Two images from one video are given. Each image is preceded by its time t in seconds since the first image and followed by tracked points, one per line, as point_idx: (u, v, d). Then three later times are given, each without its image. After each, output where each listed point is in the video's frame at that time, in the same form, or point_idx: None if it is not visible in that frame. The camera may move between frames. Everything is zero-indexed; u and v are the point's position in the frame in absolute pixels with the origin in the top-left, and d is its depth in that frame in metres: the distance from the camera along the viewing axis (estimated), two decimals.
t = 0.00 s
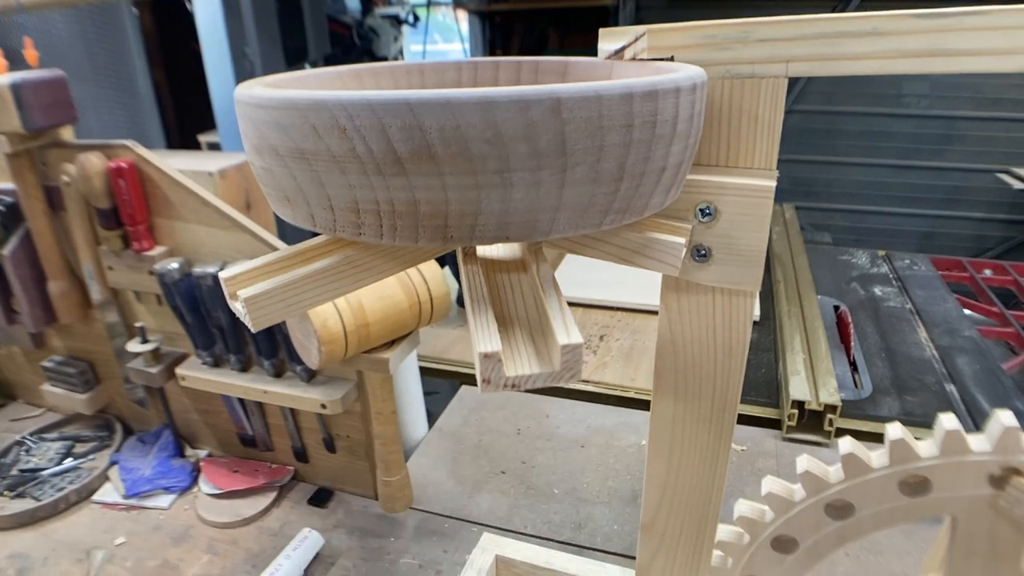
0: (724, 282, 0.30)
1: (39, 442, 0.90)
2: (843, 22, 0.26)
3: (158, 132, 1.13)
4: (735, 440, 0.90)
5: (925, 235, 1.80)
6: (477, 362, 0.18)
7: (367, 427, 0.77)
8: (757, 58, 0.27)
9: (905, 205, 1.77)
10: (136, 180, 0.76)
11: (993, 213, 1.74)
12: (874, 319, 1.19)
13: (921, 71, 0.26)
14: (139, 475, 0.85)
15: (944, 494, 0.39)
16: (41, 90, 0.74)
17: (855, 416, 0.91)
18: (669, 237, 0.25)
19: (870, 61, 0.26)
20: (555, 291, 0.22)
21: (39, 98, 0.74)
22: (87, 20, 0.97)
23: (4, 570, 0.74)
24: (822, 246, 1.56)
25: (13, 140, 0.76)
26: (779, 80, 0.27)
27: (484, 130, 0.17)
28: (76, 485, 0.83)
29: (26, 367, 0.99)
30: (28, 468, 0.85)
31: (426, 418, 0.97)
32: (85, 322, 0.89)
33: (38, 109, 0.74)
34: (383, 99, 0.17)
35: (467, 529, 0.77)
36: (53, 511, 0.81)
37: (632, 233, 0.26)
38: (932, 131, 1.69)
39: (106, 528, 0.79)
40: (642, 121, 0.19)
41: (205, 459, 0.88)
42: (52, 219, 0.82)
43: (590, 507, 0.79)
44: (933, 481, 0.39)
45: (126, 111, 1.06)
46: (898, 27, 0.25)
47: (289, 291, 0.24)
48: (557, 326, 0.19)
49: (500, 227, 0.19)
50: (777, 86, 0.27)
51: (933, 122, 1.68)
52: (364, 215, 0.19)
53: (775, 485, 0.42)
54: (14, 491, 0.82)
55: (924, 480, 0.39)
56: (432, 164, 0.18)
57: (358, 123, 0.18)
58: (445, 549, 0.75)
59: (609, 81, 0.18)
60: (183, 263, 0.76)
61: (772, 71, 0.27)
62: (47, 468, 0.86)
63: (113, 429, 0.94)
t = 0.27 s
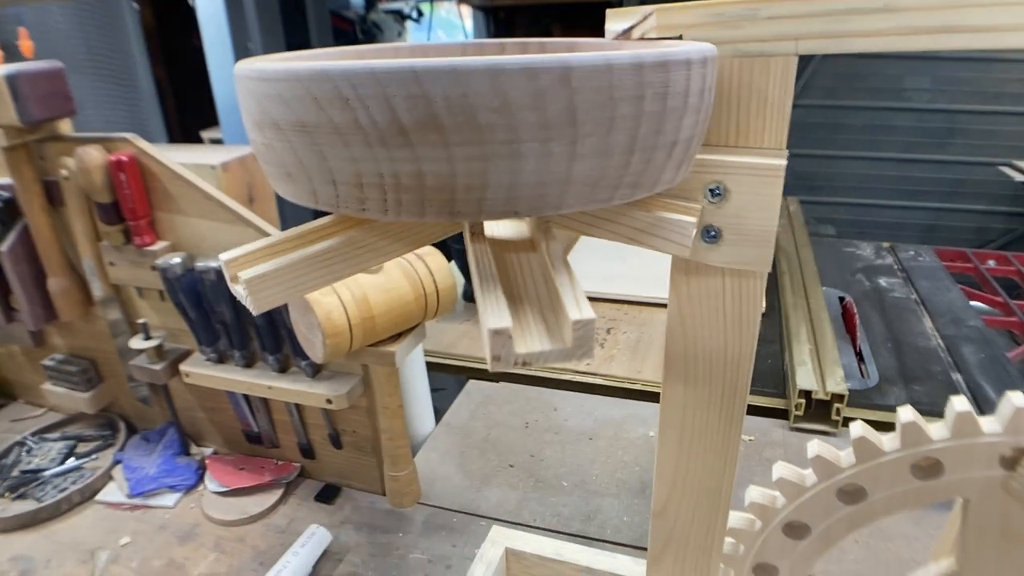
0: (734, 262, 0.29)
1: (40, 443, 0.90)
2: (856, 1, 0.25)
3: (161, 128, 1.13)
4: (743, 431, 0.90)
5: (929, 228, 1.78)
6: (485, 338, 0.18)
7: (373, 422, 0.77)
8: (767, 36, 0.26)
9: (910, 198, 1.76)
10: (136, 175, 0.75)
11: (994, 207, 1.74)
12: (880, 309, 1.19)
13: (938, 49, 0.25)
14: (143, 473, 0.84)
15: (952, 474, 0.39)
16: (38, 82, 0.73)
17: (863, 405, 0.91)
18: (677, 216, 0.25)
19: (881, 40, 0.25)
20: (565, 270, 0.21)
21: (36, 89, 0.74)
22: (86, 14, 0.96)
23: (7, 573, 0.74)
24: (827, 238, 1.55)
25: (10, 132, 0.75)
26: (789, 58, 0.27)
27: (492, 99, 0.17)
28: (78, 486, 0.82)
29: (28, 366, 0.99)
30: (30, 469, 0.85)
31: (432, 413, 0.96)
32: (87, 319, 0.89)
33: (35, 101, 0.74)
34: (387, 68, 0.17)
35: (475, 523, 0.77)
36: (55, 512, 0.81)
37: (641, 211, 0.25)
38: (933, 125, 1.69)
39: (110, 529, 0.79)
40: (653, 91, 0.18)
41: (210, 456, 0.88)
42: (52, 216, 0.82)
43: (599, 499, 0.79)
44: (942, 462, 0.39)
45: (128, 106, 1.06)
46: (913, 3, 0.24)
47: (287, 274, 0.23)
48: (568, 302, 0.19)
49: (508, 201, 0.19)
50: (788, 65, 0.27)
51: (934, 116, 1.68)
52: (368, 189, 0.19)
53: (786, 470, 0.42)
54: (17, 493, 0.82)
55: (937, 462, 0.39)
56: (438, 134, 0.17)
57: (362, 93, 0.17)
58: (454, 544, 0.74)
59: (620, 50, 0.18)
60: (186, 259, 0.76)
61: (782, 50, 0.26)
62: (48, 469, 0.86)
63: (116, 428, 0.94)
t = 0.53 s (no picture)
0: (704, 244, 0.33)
1: (27, 429, 0.91)
2: (812, 4, 0.28)
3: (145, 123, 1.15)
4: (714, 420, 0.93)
5: (902, 227, 1.86)
6: (487, 298, 0.21)
7: (357, 408, 0.79)
8: (733, 38, 0.29)
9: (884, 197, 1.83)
10: (129, 168, 0.77)
11: (965, 206, 1.80)
12: (849, 305, 1.24)
13: (876, 49, 0.29)
14: (129, 459, 0.86)
15: (909, 447, 0.43)
16: (34, 78, 0.75)
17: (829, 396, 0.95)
18: (651, 200, 0.28)
19: (836, 41, 0.29)
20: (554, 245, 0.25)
21: (33, 85, 0.75)
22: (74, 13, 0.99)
23: None
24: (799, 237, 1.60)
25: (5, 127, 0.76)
26: (753, 59, 0.30)
27: (496, 92, 0.20)
28: (66, 471, 0.83)
29: (13, 355, 0.99)
30: (17, 454, 0.85)
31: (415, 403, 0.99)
32: (74, 309, 0.90)
33: (32, 97, 0.75)
34: (406, 65, 0.19)
35: (456, 508, 0.80)
36: (43, 496, 0.82)
37: (620, 196, 0.28)
38: (907, 124, 1.74)
39: (97, 512, 0.80)
40: (632, 86, 0.21)
41: (196, 444, 0.89)
42: (43, 207, 0.83)
43: (575, 486, 0.82)
44: (900, 436, 0.42)
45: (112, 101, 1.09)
46: (862, 9, 0.28)
47: (307, 247, 0.26)
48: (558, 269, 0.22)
49: (507, 181, 0.21)
50: (752, 65, 0.30)
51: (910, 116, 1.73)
52: (385, 169, 0.22)
53: (754, 444, 0.45)
54: (4, 477, 0.83)
55: (892, 435, 0.43)
56: (448, 122, 0.20)
57: (383, 86, 0.20)
58: (435, 527, 0.77)
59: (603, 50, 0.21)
60: (176, 248, 0.77)
61: (746, 50, 0.30)
62: (35, 454, 0.87)
63: (102, 416, 0.95)
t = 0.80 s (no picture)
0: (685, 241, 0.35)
1: (41, 421, 0.94)
2: (783, 21, 0.31)
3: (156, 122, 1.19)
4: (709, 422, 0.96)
5: (903, 238, 1.88)
6: (482, 281, 0.24)
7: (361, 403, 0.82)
8: (713, 51, 0.32)
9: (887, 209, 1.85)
10: (144, 167, 0.80)
11: (967, 217, 1.81)
12: (847, 313, 1.26)
13: (844, 63, 0.31)
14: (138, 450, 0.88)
15: (882, 439, 0.44)
16: (56, 79, 0.78)
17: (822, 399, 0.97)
18: (634, 199, 0.31)
19: (805, 55, 0.32)
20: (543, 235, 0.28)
21: (54, 86, 0.78)
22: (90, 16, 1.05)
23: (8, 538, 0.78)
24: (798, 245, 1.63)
25: (27, 126, 0.79)
26: (730, 70, 0.33)
27: (491, 98, 0.22)
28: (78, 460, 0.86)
29: (27, 349, 1.02)
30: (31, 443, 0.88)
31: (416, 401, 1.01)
32: (88, 304, 0.93)
33: (53, 96, 0.78)
34: (413, 74, 0.22)
35: (455, 501, 0.82)
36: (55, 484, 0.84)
37: (606, 194, 0.31)
38: (909, 135, 1.77)
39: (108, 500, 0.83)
40: (613, 95, 0.24)
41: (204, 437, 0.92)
42: (61, 205, 0.86)
43: (572, 483, 0.84)
44: (873, 426, 0.44)
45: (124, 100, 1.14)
46: (828, 26, 0.31)
47: (323, 237, 0.29)
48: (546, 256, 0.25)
49: (501, 177, 0.24)
50: (730, 76, 0.33)
51: (913, 127, 1.76)
52: (394, 166, 0.24)
53: (737, 435, 0.47)
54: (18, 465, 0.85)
55: (867, 427, 0.44)
56: (449, 124, 0.23)
57: (393, 91, 0.23)
58: (433, 520, 0.80)
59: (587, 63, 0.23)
60: (189, 245, 0.80)
61: (724, 63, 0.32)
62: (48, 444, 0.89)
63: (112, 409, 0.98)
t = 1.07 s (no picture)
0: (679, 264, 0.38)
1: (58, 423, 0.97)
2: (771, 63, 0.34)
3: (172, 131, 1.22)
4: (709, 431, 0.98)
5: (908, 247, 1.89)
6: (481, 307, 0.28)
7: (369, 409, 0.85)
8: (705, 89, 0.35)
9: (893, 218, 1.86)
10: (162, 178, 0.83)
11: (973, 226, 1.83)
12: (848, 324, 1.28)
13: (832, 102, 0.34)
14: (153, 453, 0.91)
15: (869, 451, 0.46)
16: (79, 91, 0.81)
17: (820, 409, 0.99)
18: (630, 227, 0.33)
19: (792, 94, 0.34)
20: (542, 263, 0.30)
21: (77, 99, 0.81)
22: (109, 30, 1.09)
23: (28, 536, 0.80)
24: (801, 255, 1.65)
25: (48, 137, 0.82)
26: (722, 107, 0.35)
27: (500, 143, 0.25)
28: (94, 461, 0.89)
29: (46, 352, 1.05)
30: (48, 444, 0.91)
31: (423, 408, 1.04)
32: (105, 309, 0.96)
33: (76, 108, 0.81)
34: (431, 122, 0.25)
35: (460, 507, 0.84)
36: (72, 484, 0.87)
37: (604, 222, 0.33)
38: (914, 145, 1.78)
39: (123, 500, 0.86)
40: (610, 138, 0.26)
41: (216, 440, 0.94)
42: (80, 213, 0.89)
43: (575, 490, 0.86)
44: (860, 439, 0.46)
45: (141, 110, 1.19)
46: (812, 68, 0.33)
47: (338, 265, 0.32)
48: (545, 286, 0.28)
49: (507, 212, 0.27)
50: (721, 112, 0.35)
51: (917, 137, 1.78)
52: (411, 201, 0.27)
53: (731, 446, 0.49)
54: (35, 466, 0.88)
55: (855, 440, 0.46)
56: (461, 167, 0.25)
57: (412, 137, 0.25)
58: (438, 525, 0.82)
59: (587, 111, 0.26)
60: (204, 255, 0.83)
61: (716, 100, 0.35)
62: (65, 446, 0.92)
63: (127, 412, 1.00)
